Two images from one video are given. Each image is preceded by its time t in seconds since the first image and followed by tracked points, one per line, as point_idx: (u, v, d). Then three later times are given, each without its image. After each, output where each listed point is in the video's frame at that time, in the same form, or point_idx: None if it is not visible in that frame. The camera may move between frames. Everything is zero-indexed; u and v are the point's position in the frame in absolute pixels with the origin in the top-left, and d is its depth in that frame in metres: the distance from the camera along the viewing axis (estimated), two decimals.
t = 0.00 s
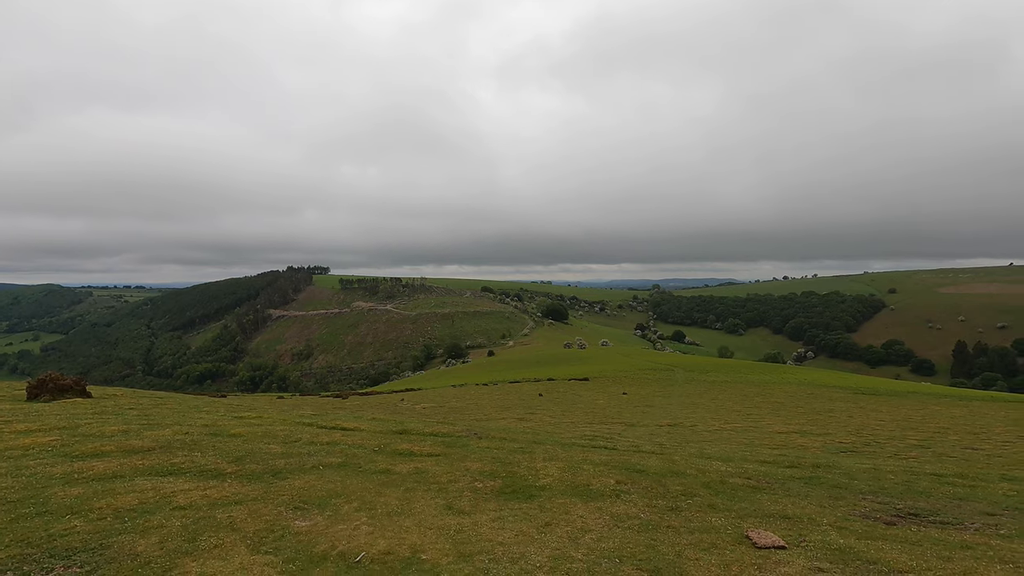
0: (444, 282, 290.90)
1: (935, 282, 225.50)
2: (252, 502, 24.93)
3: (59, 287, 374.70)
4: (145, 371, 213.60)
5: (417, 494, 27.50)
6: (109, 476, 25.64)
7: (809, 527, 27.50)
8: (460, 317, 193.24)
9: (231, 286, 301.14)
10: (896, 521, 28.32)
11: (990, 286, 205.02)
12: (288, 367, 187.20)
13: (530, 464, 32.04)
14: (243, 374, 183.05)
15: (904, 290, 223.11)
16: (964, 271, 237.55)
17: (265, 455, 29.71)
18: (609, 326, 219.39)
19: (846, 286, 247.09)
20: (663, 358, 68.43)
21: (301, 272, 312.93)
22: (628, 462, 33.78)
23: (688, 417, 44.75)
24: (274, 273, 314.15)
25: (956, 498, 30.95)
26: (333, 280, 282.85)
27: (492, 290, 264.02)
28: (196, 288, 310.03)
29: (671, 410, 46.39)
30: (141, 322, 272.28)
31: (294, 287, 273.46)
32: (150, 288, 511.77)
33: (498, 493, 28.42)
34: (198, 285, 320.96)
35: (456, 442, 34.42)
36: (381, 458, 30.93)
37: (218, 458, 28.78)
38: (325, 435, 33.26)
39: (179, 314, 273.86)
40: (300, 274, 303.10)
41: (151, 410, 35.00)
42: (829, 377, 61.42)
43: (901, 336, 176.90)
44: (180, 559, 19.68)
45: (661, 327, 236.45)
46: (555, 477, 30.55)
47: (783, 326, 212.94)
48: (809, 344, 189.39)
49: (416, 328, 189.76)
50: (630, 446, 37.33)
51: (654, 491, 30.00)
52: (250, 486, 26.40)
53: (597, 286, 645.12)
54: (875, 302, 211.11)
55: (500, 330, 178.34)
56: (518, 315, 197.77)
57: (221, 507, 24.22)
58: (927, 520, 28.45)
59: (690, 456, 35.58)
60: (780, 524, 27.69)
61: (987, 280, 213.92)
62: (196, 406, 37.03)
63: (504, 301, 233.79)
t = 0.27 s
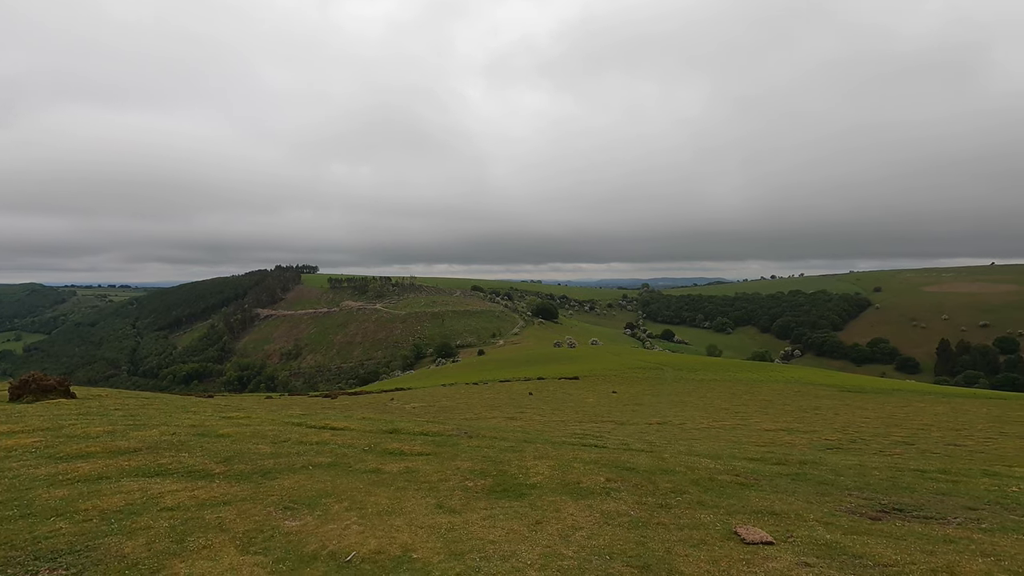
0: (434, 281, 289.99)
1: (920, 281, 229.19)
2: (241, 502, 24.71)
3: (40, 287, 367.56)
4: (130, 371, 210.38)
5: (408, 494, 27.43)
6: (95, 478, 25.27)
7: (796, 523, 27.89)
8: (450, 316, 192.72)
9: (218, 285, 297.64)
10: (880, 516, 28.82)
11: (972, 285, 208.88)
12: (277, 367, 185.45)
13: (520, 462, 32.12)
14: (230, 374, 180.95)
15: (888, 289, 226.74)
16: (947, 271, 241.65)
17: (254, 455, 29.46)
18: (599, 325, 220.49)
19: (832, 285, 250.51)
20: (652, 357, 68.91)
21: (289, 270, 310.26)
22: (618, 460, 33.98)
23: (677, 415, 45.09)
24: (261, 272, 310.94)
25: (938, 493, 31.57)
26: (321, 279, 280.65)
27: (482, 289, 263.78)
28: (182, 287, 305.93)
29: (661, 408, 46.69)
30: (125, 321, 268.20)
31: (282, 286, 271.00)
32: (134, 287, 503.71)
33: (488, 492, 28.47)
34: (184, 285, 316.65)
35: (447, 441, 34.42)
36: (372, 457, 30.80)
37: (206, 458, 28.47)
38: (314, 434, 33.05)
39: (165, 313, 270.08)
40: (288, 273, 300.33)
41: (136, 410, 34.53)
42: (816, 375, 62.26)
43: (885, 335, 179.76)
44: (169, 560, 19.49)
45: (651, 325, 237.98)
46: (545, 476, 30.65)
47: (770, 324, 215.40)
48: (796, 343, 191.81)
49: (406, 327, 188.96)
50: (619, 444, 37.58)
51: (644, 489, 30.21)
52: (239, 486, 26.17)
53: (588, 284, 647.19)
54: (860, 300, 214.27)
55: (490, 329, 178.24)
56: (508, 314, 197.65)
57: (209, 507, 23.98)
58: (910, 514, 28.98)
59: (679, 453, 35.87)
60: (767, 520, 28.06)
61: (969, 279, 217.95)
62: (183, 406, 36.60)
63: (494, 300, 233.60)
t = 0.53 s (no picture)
0: (416, 281, 288.51)
1: (891, 281, 235.75)
2: (218, 507, 24.21)
3: (6, 288, 355.44)
4: (102, 374, 204.65)
5: (390, 496, 27.23)
6: (65, 484, 24.52)
7: (773, 519, 28.42)
8: (432, 316, 191.84)
9: (194, 285, 291.60)
10: (854, 510, 29.51)
11: (941, 284, 215.58)
12: (255, 368, 182.48)
13: (502, 463, 32.15)
14: (206, 376, 177.23)
15: (861, 289, 232.75)
16: (918, 271, 249.01)
17: (232, 458, 28.92)
18: (580, 325, 221.79)
19: (808, 284, 256.09)
20: (633, 356, 69.58)
21: (268, 270, 305.47)
22: (600, 459, 34.22)
23: (658, 414, 45.58)
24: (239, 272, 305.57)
25: (910, 487, 32.47)
26: (301, 279, 276.95)
27: (464, 289, 263.16)
28: (157, 287, 298.90)
29: (642, 407, 47.13)
30: (97, 323, 261.11)
31: (260, 286, 266.76)
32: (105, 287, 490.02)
33: (470, 493, 28.41)
34: (158, 285, 309.38)
35: (429, 442, 34.27)
36: (352, 460, 30.51)
37: (182, 463, 27.84)
38: (294, 437, 32.59)
39: (139, 314, 263.55)
40: (266, 273, 295.73)
41: (109, 413, 33.61)
42: (792, 373, 63.59)
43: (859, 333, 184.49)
44: (143, 568, 19.01)
45: (632, 325, 240.32)
46: (528, 476, 30.71)
47: (748, 323, 219.31)
48: (773, 341, 195.65)
49: (387, 328, 187.52)
50: (600, 443, 37.89)
51: (625, 488, 30.48)
52: (217, 491, 25.65)
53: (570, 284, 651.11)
54: (834, 299, 219.46)
55: (472, 329, 177.98)
56: (490, 314, 197.65)
57: (185, 512, 23.47)
58: (883, 509, 29.73)
59: (660, 452, 36.25)
60: (745, 517, 28.53)
61: (938, 279, 224.96)
62: (158, 409, 35.76)
63: (476, 300, 233.35)
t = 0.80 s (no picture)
0: (391, 283, 286.35)
1: (856, 282, 243.60)
2: (184, 515, 23.58)
3: None
4: (62, 380, 197.12)
5: (362, 500, 26.94)
6: (22, 494, 23.60)
7: (742, 516, 29.03)
8: (407, 318, 190.55)
9: (160, 287, 283.76)
10: (819, 506, 30.31)
11: (903, 285, 223.59)
12: (225, 372, 178.52)
13: (477, 465, 32.14)
14: (174, 381, 172.29)
15: (828, 290, 239.87)
16: (881, 272, 258.05)
17: (199, 465, 28.25)
18: (557, 326, 223.03)
19: (777, 285, 262.77)
20: (608, 357, 70.26)
21: (238, 272, 299.05)
22: (574, 460, 34.44)
23: (633, 413, 46.18)
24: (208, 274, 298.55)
25: (872, 482, 33.52)
26: (272, 281, 271.97)
27: (439, 291, 262.31)
28: (120, 290, 289.48)
29: (617, 407, 47.67)
30: (57, 327, 251.78)
31: (230, 288, 261.17)
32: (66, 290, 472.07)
33: (444, 496, 28.31)
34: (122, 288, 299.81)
35: (403, 445, 34.08)
36: (324, 464, 30.11)
37: (146, 471, 27.07)
38: (264, 442, 31.99)
39: (101, 318, 254.94)
40: (236, 274, 289.74)
41: (69, 421, 32.48)
42: (763, 372, 65.14)
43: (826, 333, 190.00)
44: None
45: (607, 326, 242.68)
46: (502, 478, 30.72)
47: (721, 324, 223.73)
48: (744, 341, 200.03)
49: (361, 330, 185.56)
50: (575, 443, 38.18)
51: (598, 488, 30.78)
52: (183, 498, 25.03)
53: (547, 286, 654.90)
54: (803, 300, 225.60)
55: (448, 331, 177.39)
56: (465, 316, 197.36)
57: (148, 521, 22.82)
58: (846, 503, 30.64)
59: (633, 451, 36.65)
60: (715, 514, 29.09)
61: (900, 280, 233.29)
62: (121, 415, 34.67)
63: (452, 302, 232.84)
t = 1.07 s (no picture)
0: (368, 286, 284.34)
1: (826, 285, 250.19)
2: (145, 526, 23.06)
3: None
4: (23, 388, 190.79)
5: (332, 508, 26.65)
6: None
7: (711, 517, 29.48)
8: (383, 322, 189.48)
9: (127, 292, 276.85)
10: (786, 506, 30.94)
11: (871, 288, 230.25)
12: (195, 379, 175.02)
13: (450, 470, 32.09)
14: (141, 388, 168.08)
15: (799, 292, 245.73)
16: (849, 275, 265.61)
17: (162, 475, 27.67)
18: (534, 330, 223.74)
19: (750, 288, 268.23)
20: (583, 360, 70.50)
21: (209, 276, 293.85)
22: (549, 463, 34.60)
23: (609, 416, 46.52)
24: (178, 278, 292.31)
25: (839, 481, 34.30)
26: (245, 285, 267.84)
27: (416, 294, 261.47)
28: (85, 294, 281.50)
29: (594, 410, 47.98)
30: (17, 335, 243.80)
31: (201, 292, 256.52)
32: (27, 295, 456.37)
33: (416, 502, 28.19)
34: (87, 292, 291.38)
35: (376, 451, 33.81)
36: (294, 472, 29.75)
37: (107, 481, 26.40)
38: (232, 450, 31.49)
39: (65, 324, 247.85)
40: (207, 278, 284.60)
41: (27, 430, 31.55)
42: (738, 373, 66.26)
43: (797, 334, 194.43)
44: None
45: (585, 329, 244.16)
46: (475, 482, 30.71)
47: (695, 326, 227.13)
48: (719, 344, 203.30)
49: (337, 334, 183.95)
50: (551, 446, 38.36)
51: (571, 491, 30.95)
52: (145, 509, 24.47)
53: (525, 290, 657.07)
54: (775, 302, 230.50)
55: (425, 335, 176.86)
56: (442, 319, 197.03)
57: (106, 534, 22.24)
58: (812, 502, 31.33)
59: (608, 454, 36.93)
60: (685, 515, 29.48)
61: (868, 282, 240.35)
62: (83, 425, 33.76)
63: (429, 306, 232.32)
